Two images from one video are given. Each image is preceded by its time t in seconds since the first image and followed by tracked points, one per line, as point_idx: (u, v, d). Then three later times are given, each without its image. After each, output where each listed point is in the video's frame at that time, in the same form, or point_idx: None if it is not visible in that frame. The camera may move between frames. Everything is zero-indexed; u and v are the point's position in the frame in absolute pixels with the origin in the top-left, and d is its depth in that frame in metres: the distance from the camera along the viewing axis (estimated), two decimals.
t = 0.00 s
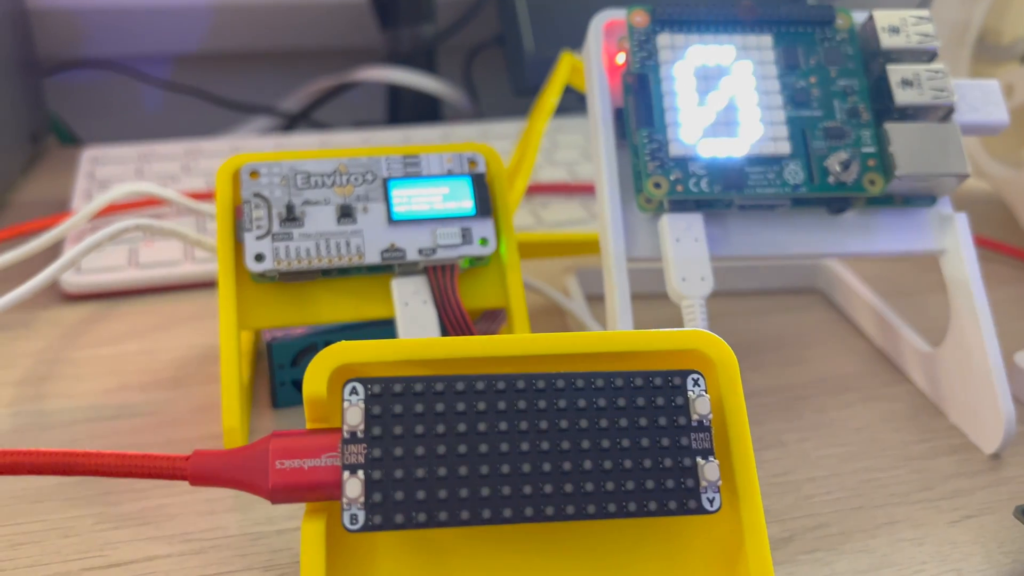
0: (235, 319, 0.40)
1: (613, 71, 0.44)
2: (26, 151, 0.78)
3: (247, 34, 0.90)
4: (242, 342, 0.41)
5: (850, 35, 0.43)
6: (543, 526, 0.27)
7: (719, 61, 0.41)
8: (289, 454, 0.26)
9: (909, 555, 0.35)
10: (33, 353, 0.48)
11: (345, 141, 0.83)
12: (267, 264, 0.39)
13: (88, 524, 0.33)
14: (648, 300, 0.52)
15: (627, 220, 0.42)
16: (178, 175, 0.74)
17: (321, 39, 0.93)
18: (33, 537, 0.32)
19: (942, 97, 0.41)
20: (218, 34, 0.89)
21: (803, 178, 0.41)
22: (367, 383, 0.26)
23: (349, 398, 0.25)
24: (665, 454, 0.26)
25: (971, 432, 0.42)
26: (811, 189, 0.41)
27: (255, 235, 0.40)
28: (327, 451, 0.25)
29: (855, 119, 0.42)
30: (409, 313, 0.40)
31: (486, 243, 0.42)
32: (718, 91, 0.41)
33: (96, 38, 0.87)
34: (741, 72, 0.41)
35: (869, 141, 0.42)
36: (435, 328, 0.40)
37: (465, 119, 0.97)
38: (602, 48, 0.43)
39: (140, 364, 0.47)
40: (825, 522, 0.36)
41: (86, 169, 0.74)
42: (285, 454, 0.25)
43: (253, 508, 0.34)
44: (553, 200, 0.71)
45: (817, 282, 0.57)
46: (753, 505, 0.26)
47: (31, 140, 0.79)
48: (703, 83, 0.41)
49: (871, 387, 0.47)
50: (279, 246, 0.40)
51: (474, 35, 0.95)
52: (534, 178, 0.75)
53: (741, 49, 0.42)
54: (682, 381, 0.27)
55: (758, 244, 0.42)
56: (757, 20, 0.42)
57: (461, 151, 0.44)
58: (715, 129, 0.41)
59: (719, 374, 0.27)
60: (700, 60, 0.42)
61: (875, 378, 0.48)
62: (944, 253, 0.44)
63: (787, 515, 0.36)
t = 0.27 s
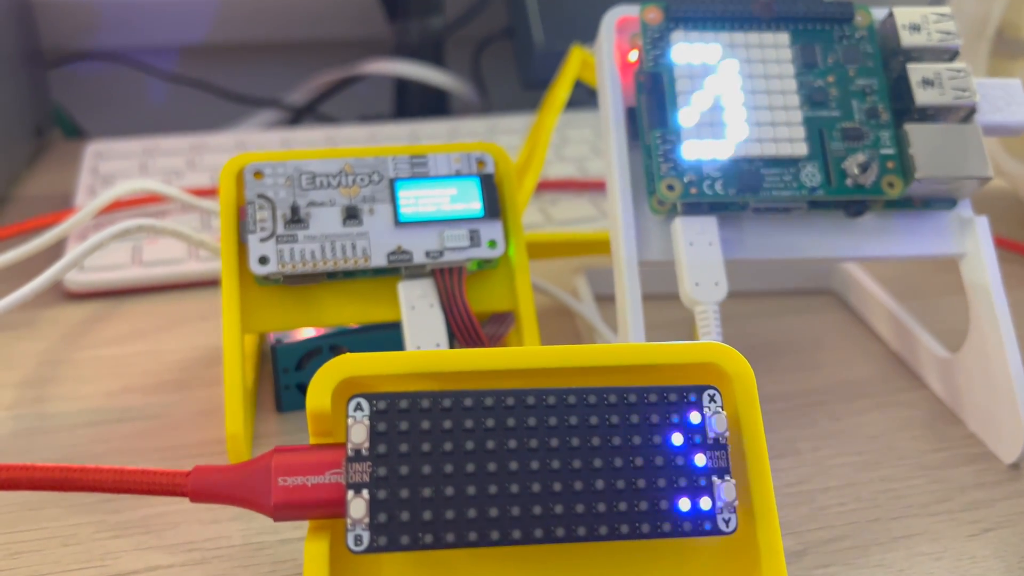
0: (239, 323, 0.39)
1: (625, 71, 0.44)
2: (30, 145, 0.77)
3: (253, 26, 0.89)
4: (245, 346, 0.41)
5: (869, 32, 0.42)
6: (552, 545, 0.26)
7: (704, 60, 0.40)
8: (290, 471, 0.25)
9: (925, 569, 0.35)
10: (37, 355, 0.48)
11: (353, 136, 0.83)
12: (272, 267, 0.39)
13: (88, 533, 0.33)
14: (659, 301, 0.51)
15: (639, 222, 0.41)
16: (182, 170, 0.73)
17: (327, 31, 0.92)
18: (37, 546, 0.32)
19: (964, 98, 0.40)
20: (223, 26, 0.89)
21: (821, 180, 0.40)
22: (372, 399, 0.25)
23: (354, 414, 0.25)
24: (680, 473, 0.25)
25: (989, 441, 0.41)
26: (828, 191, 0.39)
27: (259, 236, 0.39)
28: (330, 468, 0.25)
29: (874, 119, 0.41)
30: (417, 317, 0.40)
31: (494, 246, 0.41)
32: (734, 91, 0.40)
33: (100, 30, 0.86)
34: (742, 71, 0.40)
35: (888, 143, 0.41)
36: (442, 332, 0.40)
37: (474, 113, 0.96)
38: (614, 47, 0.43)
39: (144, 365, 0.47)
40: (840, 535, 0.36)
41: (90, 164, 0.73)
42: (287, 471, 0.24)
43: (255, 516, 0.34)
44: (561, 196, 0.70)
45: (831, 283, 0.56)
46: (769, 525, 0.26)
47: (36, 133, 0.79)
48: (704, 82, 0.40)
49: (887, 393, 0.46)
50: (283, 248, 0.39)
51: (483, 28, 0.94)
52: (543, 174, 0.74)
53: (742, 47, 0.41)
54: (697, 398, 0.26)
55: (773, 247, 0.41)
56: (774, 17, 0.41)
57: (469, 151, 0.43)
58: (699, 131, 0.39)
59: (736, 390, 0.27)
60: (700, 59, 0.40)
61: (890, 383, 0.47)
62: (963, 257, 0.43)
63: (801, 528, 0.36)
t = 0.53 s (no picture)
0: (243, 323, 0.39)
1: (634, 67, 0.43)
2: (35, 136, 0.77)
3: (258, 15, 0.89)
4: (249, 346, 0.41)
5: (884, 29, 0.41)
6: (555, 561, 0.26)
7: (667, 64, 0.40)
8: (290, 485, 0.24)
9: None
10: (43, 352, 0.48)
11: (361, 127, 0.82)
12: (275, 268, 0.38)
13: (89, 537, 0.33)
14: (667, 300, 0.51)
15: (646, 223, 0.40)
16: (188, 163, 0.73)
17: (333, 20, 0.91)
18: (41, 549, 0.32)
19: (980, 97, 0.39)
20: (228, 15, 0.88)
21: (833, 182, 0.39)
22: (373, 413, 0.25)
23: (354, 429, 0.24)
24: (686, 489, 0.25)
25: (1002, 446, 0.41)
26: (840, 193, 0.39)
27: (262, 237, 0.39)
28: (331, 482, 0.24)
29: (888, 119, 0.40)
30: (420, 319, 0.40)
31: (500, 246, 0.41)
32: (745, 89, 0.39)
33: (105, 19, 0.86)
34: (750, 68, 0.39)
35: (902, 143, 0.40)
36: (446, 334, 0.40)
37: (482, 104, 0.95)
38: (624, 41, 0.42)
39: (149, 364, 0.47)
40: (849, 544, 0.36)
41: (95, 156, 0.73)
42: (288, 485, 0.24)
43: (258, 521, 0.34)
44: (569, 191, 0.70)
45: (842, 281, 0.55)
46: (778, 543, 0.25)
47: (41, 124, 0.79)
48: (714, 80, 0.39)
49: (897, 396, 0.46)
50: (286, 248, 0.39)
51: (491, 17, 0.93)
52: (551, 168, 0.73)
53: (753, 44, 0.40)
54: (704, 413, 0.26)
55: (784, 250, 0.40)
56: (787, 13, 0.40)
57: (475, 149, 0.43)
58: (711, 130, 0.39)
59: (744, 403, 0.26)
60: (710, 56, 0.39)
61: (900, 387, 0.47)
62: (977, 260, 0.42)
63: (809, 535, 0.36)
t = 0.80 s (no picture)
0: (232, 340, 0.39)
1: (626, 80, 0.42)
2: (35, 134, 0.77)
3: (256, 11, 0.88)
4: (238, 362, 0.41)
5: (880, 43, 0.40)
6: None
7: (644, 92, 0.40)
8: (267, 524, 0.25)
9: None
10: (40, 362, 0.48)
11: (358, 126, 0.81)
12: (263, 286, 0.39)
13: (78, 557, 0.33)
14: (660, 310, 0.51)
15: (636, 240, 0.40)
16: (185, 163, 0.73)
17: (332, 15, 0.91)
18: (32, 569, 0.33)
19: (976, 114, 0.39)
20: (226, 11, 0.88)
21: (824, 201, 0.38)
22: (348, 457, 0.25)
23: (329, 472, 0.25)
24: (662, 531, 0.25)
25: (992, 465, 0.41)
26: (832, 212, 0.38)
27: (251, 254, 0.39)
28: (306, 523, 0.25)
29: (882, 136, 0.39)
30: (409, 336, 0.40)
31: (490, 263, 0.41)
32: (737, 107, 0.39)
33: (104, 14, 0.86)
34: (742, 85, 0.39)
35: (895, 160, 0.39)
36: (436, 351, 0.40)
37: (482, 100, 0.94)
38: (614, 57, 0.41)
39: (143, 375, 0.47)
40: (834, 568, 0.36)
41: (94, 156, 0.74)
42: (264, 526, 0.25)
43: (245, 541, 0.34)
44: (567, 193, 0.69)
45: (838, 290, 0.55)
46: None
47: (42, 122, 0.79)
48: (703, 97, 0.39)
49: (889, 411, 0.46)
50: (275, 266, 0.39)
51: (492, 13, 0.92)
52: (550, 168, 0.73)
53: (746, 61, 0.39)
54: (681, 455, 0.26)
55: (774, 267, 0.40)
56: (781, 27, 0.40)
57: (466, 164, 0.42)
58: (700, 147, 0.38)
59: (723, 443, 0.26)
60: (701, 72, 0.39)
61: (894, 401, 0.46)
62: (971, 277, 0.42)
63: (794, 559, 0.36)
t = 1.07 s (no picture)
0: (206, 347, 0.39)
1: (608, 80, 0.41)
2: (24, 123, 0.77)
3: None
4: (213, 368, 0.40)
5: (869, 42, 0.39)
6: None
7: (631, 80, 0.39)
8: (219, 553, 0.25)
9: None
10: (21, 362, 0.48)
11: (345, 117, 0.79)
12: (235, 292, 0.38)
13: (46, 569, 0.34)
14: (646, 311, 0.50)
15: (616, 246, 0.39)
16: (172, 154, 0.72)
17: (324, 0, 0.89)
18: None
19: (967, 116, 0.37)
20: None
21: (808, 207, 0.37)
22: (298, 489, 0.24)
23: (279, 505, 0.24)
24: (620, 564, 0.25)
25: (978, 476, 0.40)
26: (815, 219, 0.37)
27: (223, 260, 0.39)
28: (258, 553, 0.24)
29: (869, 139, 0.38)
30: (384, 343, 0.39)
31: (467, 268, 0.40)
32: (720, 110, 0.38)
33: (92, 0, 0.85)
34: (725, 88, 0.38)
35: (883, 164, 0.38)
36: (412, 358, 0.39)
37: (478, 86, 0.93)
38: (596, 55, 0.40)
39: (122, 377, 0.47)
40: None
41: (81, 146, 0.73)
42: (215, 555, 0.24)
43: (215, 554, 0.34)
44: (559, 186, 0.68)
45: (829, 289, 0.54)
46: None
47: (31, 110, 0.79)
48: (685, 100, 0.37)
49: (877, 416, 0.45)
50: (247, 272, 0.38)
51: None
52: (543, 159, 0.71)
53: (729, 62, 0.38)
54: (642, 485, 0.25)
55: (757, 274, 0.39)
56: (767, 26, 0.38)
57: (444, 166, 0.42)
58: (678, 155, 0.37)
59: (689, 471, 0.25)
60: (684, 74, 0.38)
61: (882, 405, 0.46)
62: (961, 283, 0.41)
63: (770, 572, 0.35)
